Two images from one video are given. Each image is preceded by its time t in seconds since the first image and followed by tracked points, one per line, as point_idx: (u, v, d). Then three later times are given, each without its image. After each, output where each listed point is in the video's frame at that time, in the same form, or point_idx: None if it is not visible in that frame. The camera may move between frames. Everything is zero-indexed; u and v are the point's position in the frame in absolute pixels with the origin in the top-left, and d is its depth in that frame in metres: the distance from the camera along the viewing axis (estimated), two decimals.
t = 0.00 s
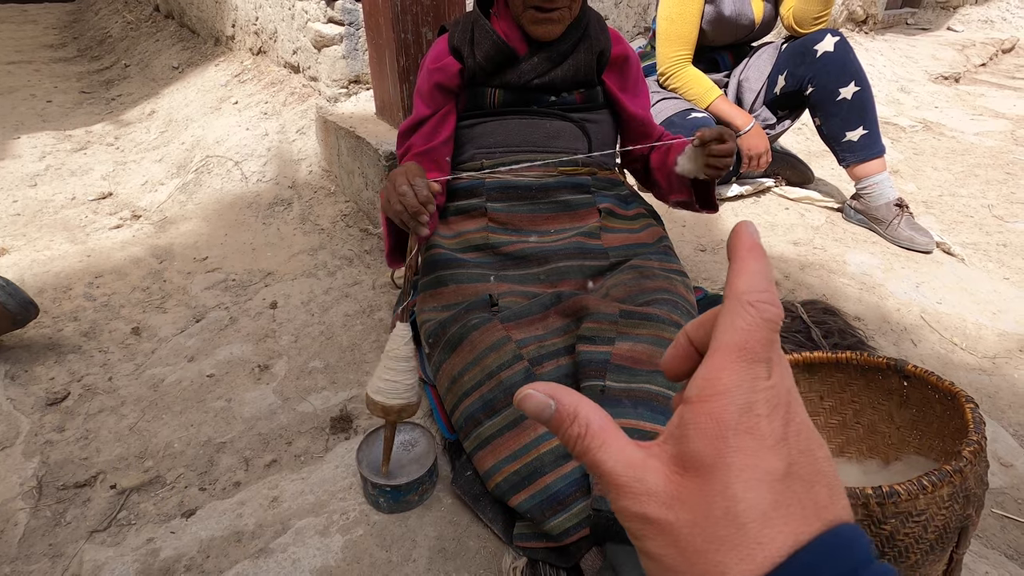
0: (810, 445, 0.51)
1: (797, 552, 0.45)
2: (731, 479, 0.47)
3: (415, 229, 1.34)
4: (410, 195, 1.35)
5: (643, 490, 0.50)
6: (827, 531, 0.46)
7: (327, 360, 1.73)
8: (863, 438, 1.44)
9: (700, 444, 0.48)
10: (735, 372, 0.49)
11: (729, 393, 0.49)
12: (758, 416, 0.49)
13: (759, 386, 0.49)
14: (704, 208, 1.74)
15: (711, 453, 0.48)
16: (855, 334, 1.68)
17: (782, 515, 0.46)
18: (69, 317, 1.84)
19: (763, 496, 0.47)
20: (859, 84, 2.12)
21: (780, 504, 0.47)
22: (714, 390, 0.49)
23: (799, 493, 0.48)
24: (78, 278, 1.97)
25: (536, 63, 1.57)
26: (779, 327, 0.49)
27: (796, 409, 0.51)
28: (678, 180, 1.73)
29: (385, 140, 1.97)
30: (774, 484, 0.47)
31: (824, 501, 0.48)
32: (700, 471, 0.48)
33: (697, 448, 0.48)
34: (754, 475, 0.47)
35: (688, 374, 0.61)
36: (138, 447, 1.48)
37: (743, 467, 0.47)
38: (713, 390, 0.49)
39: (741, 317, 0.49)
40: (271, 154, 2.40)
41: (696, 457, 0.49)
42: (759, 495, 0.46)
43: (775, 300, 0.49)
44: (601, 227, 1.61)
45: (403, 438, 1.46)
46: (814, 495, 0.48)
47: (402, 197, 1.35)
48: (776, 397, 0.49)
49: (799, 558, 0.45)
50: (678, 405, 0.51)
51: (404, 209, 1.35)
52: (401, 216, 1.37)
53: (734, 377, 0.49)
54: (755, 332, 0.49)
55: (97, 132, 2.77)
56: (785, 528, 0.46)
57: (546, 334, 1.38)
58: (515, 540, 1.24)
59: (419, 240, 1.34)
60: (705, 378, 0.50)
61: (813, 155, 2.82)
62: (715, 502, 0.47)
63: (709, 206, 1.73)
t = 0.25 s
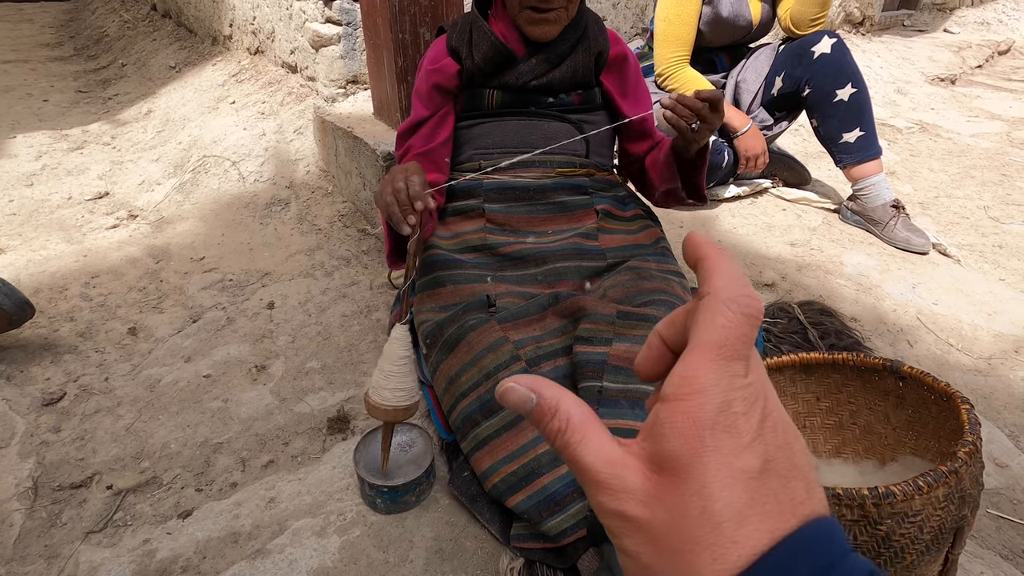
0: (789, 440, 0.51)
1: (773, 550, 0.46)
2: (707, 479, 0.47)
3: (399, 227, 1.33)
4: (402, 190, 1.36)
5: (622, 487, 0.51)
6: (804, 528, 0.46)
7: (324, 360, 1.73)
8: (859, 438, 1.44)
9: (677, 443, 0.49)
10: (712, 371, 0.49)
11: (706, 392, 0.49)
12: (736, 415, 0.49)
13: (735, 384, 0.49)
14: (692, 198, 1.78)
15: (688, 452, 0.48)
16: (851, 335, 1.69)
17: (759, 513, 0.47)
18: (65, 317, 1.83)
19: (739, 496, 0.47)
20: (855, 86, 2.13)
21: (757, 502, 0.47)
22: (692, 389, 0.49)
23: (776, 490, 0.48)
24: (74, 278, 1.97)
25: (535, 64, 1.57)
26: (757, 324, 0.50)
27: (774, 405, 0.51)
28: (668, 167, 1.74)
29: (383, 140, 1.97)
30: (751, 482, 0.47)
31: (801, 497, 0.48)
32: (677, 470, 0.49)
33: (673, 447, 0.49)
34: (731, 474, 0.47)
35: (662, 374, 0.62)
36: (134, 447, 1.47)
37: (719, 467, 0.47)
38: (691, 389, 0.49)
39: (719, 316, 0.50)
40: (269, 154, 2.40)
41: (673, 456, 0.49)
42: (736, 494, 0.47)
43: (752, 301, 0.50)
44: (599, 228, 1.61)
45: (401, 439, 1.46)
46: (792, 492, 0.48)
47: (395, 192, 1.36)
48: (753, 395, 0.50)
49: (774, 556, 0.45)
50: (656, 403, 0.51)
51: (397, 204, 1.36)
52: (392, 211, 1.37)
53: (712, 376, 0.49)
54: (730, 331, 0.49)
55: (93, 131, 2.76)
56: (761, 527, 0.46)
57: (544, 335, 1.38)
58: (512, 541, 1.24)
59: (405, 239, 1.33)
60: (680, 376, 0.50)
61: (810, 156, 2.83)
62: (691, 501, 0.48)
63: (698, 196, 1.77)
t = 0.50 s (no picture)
0: (771, 432, 0.53)
1: (756, 541, 0.47)
2: (690, 471, 0.49)
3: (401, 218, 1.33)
4: (399, 182, 1.37)
5: (609, 478, 0.54)
6: (785, 518, 0.48)
7: (321, 361, 1.73)
8: (857, 439, 1.44)
9: (660, 435, 0.51)
10: (692, 364, 0.52)
11: (688, 385, 0.51)
12: (717, 407, 0.51)
13: (715, 378, 0.52)
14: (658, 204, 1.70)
15: (670, 444, 0.50)
16: (849, 336, 1.69)
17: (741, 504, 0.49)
18: (61, 317, 1.82)
19: (721, 488, 0.49)
20: (853, 87, 2.14)
21: (739, 493, 0.49)
22: (673, 382, 0.51)
23: (758, 481, 0.50)
24: (70, 278, 1.96)
25: (533, 65, 1.57)
26: (735, 317, 0.53)
27: (755, 398, 0.54)
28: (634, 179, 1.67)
29: (381, 140, 1.96)
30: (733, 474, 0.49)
31: (784, 488, 0.50)
32: (661, 462, 0.51)
33: (656, 440, 0.51)
34: (712, 466, 0.49)
35: (639, 374, 0.65)
36: (131, 448, 1.47)
37: (702, 459, 0.49)
38: (672, 382, 0.51)
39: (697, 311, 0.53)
40: (267, 153, 2.39)
41: (656, 448, 0.51)
42: (719, 486, 0.49)
43: (728, 299, 0.54)
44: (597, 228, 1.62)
45: (398, 439, 1.45)
46: (774, 483, 0.50)
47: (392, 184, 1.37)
48: (733, 388, 0.52)
49: (758, 547, 0.47)
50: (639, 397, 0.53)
51: (392, 194, 1.36)
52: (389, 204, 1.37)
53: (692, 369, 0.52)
54: (709, 322, 0.52)
55: (90, 131, 2.75)
56: (745, 519, 0.48)
57: (542, 336, 1.37)
58: (510, 541, 1.23)
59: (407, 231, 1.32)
60: (662, 368, 0.52)
61: (808, 157, 2.84)
62: (675, 494, 0.50)
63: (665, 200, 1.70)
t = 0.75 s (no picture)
0: (754, 436, 0.54)
1: (746, 548, 0.47)
2: (676, 480, 0.50)
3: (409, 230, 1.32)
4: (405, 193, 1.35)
5: (598, 487, 0.55)
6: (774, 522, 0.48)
7: (320, 360, 1.72)
8: (856, 439, 1.44)
9: (644, 444, 0.51)
10: (672, 372, 0.52)
11: (669, 391, 0.52)
12: (700, 413, 0.51)
13: (697, 384, 0.52)
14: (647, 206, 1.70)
15: (654, 452, 0.51)
16: (848, 336, 1.69)
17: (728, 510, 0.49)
18: (58, 316, 1.82)
19: (708, 495, 0.49)
20: (852, 88, 2.14)
21: (726, 498, 0.49)
22: (654, 389, 0.52)
23: (745, 485, 0.50)
24: (67, 277, 1.95)
25: (531, 65, 1.57)
26: (710, 321, 0.54)
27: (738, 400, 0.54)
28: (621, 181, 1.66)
29: (379, 139, 1.96)
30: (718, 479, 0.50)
31: (771, 489, 0.50)
32: (648, 472, 0.51)
33: (642, 449, 0.51)
34: (697, 473, 0.50)
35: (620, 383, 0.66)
36: (128, 448, 1.46)
37: (687, 467, 0.50)
38: (653, 390, 0.52)
39: (674, 318, 0.54)
40: (265, 153, 2.39)
41: (642, 458, 0.52)
42: (705, 494, 0.49)
43: (700, 301, 0.55)
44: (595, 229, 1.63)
45: (395, 439, 1.45)
46: (761, 485, 0.50)
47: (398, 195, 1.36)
48: (714, 392, 0.53)
49: (748, 554, 0.46)
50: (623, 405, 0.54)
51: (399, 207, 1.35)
52: (397, 214, 1.37)
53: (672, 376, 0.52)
54: (687, 328, 0.53)
55: (87, 129, 2.74)
56: (733, 526, 0.48)
57: (541, 336, 1.37)
58: (509, 542, 1.23)
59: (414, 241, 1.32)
60: (644, 376, 0.53)
61: (806, 158, 2.84)
62: (662, 504, 0.50)
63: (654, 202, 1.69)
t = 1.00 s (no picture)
0: (743, 445, 0.53)
1: (736, 560, 0.47)
2: (666, 492, 0.49)
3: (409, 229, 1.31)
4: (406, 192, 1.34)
5: (590, 498, 0.55)
6: (763, 534, 0.47)
7: (318, 360, 1.72)
8: (854, 439, 1.44)
9: (633, 455, 0.51)
10: (660, 383, 0.52)
11: (657, 402, 0.52)
12: (688, 424, 0.51)
13: (684, 394, 0.52)
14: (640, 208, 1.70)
15: (643, 464, 0.50)
16: (846, 336, 1.69)
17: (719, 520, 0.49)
18: (55, 316, 1.81)
19: (698, 507, 0.49)
20: (850, 88, 2.14)
21: (716, 508, 0.49)
22: (641, 400, 0.52)
23: (735, 494, 0.50)
24: (64, 277, 1.94)
25: (530, 65, 1.57)
26: (693, 330, 0.55)
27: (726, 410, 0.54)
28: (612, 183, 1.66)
29: (378, 139, 1.96)
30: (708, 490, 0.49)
31: (760, 499, 0.50)
32: (637, 484, 0.51)
33: (631, 461, 0.51)
34: (686, 484, 0.49)
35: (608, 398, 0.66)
36: (125, 448, 1.45)
37: (676, 478, 0.50)
38: (641, 401, 0.52)
39: (658, 329, 0.54)
40: (263, 152, 2.38)
41: (631, 470, 0.51)
42: (695, 506, 0.49)
43: (686, 313, 0.55)
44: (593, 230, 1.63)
45: (394, 439, 1.44)
46: (750, 494, 0.50)
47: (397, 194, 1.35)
48: (702, 401, 0.53)
49: (737, 567, 0.46)
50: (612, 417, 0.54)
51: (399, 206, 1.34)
52: (397, 213, 1.36)
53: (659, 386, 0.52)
54: (672, 338, 0.53)
55: (84, 128, 2.73)
56: (724, 538, 0.48)
57: (540, 336, 1.37)
58: (508, 542, 1.23)
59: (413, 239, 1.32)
60: (631, 388, 0.52)
61: (804, 158, 2.85)
62: (652, 517, 0.50)
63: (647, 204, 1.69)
